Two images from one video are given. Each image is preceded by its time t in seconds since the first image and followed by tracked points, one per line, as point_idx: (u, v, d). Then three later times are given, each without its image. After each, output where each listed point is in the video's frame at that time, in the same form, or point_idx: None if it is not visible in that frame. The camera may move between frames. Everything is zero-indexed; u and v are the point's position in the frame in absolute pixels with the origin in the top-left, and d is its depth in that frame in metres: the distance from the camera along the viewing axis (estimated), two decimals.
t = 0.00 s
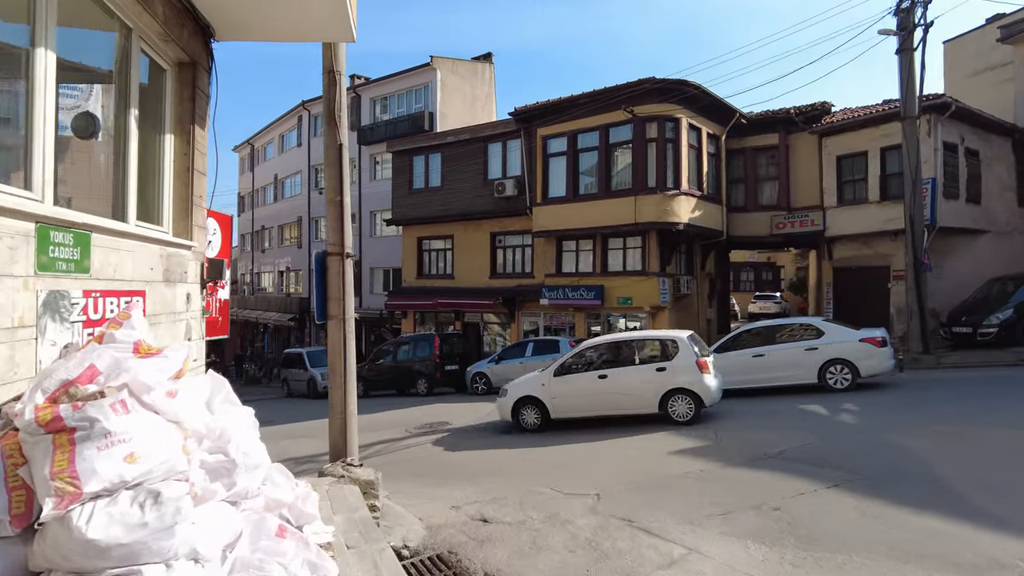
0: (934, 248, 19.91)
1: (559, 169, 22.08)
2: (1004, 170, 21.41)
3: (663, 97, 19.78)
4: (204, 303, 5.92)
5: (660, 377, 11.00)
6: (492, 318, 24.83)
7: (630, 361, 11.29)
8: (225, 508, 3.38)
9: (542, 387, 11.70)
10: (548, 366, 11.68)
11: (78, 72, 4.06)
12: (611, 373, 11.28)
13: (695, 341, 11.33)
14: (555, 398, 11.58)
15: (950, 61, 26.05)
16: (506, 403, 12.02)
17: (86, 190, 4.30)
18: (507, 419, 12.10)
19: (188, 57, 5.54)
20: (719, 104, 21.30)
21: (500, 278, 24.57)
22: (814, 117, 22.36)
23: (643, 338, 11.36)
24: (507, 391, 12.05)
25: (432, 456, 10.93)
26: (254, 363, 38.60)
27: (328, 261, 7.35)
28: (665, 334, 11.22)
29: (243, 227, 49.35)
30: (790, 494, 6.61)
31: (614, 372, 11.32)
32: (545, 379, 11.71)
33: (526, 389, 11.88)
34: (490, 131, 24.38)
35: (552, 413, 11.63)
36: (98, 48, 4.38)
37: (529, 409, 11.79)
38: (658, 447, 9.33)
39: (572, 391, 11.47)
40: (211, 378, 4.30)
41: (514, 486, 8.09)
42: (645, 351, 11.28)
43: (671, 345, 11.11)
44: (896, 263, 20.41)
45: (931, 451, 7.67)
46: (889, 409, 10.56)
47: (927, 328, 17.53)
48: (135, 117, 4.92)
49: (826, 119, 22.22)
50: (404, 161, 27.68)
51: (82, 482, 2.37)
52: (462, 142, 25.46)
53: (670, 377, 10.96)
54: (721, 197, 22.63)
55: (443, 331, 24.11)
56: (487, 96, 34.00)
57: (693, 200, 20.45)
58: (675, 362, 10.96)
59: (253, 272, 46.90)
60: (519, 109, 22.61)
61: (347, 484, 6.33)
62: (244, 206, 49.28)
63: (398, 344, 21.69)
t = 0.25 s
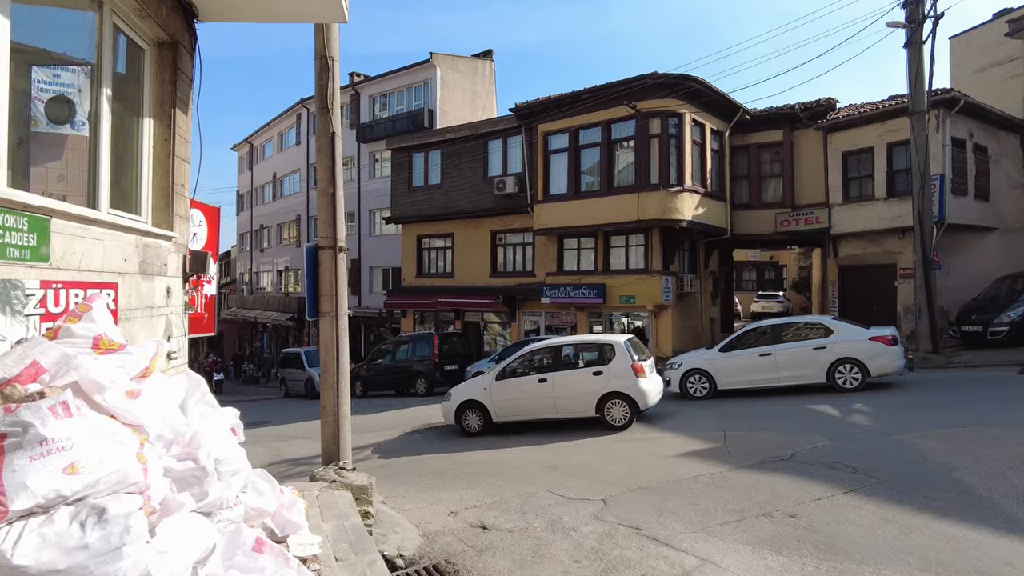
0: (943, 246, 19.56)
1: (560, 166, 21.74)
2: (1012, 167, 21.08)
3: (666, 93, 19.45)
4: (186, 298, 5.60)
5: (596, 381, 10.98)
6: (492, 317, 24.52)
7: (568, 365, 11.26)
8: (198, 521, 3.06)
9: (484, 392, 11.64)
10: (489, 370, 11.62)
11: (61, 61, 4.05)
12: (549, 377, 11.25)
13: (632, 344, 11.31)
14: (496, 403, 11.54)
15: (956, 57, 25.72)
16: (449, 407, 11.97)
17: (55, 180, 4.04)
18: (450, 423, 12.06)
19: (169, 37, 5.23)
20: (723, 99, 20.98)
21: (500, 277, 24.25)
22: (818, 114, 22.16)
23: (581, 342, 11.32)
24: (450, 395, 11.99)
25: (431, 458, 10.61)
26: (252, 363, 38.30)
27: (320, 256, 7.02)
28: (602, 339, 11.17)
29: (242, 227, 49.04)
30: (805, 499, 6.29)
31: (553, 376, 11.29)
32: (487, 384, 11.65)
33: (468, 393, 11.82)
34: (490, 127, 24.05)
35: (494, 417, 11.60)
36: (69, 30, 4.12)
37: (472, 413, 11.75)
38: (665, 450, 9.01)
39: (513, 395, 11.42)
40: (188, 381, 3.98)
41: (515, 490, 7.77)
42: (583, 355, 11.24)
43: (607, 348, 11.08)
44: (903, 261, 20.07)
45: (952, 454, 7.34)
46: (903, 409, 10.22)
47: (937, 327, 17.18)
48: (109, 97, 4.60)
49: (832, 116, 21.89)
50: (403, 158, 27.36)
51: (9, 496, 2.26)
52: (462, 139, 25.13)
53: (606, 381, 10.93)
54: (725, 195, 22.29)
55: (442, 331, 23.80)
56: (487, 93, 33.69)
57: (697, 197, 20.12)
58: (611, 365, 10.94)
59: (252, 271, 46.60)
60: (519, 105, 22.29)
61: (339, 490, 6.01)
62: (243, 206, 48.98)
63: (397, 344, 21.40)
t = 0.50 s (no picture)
0: (949, 245, 19.23)
1: (561, 163, 21.43)
2: (1019, 165, 20.76)
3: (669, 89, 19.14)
4: (165, 295, 5.44)
5: (534, 389, 10.89)
6: (491, 317, 24.22)
7: (507, 372, 11.18)
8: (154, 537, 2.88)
9: (426, 399, 11.53)
10: (431, 377, 11.52)
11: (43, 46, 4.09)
12: (489, 385, 11.15)
13: (572, 351, 11.22)
14: (437, 411, 11.42)
15: (961, 54, 25.41)
16: (393, 415, 11.85)
17: (22, 169, 3.98)
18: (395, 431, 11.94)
19: (145, 16, 4.98)
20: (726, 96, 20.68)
21: (500, 276, 23.92)
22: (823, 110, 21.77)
23: (521, 349, 11.24)
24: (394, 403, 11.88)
25: (428, 463, 10.26)
26: (249, 364, 37.96)
27: (309, 251, 6.70)
28: (543, 345, 11.09)
29: (240, 226, 48.69)
30: (820, 508, 5.97)
31: (493, 383, 11.18)
32: (429, 391, 11.53)
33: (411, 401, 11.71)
34: (489, 125, 23.72)
35: (436, 425, 11.48)
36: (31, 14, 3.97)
37: (415, 420, 11.61)
38: (669, 454, 8.68)
39: (454, 403, 11.32)
40: (155, 384, 3.71)
41: (514, 497, 7.44)
42: (522, 362, 11.16)
43: (545, 355, 11.00)
44: (909, 260, 19.75)
45: (970, 459, 7.02)
46: (914, 411, 9.90)
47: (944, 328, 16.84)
48: (77, 76, 4.37)
49: (836, 113, 21.56)
50: (401, 156, 27.03)
51: None
52: (461, 136, 24.79)
53: (545, 389, 10.84)
54: (727, 193, 21.98)
55: (441, 330, 23.49)
56: (486, 91, 33.37)
57: (699, 195, 19.80)
58: (549, 373, 10.85)
59: (250, 271, 46.26)
60: (519, 102, 21.95)
61: (327, 499, 5.69)
62: (241, 205, 48.65)
63: (395, 344, 21.11)
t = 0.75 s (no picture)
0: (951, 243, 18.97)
1: (557, 160, 21.13)
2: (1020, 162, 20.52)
3: (667, 85, 18.86)
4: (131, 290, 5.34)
5: (469, 395, 11.12)
6: (487, 317, 23.92)
7: (445, 377, 11.42)
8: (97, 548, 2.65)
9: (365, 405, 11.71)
10: (370, 384, 11.69)
11: None
12: (426, 391, 11.36)
13: (511, 357, 11.42)
14: (376, 416, 11.61)
15: (961, 51, 25.18)
16: (334, 421, 12.02)
17: None
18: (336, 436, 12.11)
19: None
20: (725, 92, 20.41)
21: (495, 275, 23.60)
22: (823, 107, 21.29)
23: (459, 355, 11.49)
24: (335, 408, 12.05)
25: (419, 467, 9.95)
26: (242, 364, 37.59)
27: (291, 245, 6.39)
28: (480, 352, 11.33)
29: (234, 225, 48.29)
30: (829, 515, 5.68)
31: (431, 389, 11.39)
32: (368, 398, 11.71)
33: (351, 407, 11.89)
34: (485, 122, 23.40)
35: (375, 430, 11.67)
36: None
37: (356, 426, 11.79)
38: (668, 457, 8.38)
39: (392, 409, 11.51)
40: (110, 385, 3.41)
41: (507, 503, 7.13)
42: (460, 368, 11.40)
43: (482, 361, 11.23)
44: (909, 259, 19.50)
45: (984, 463, 6.72)
46: (921, 412, 9.60)
47: (947, 327, 16.57)
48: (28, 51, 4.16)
49: (836, 109, 21.30)
50: (395, 154, 26.70)
51: None
52: (456, 133, 24.47)
53: (480, 394, 11.08)
54: (726, 191, 21.70)
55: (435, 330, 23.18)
56: (482, 88, 33.05)
57: (698, 192, 19.52)
58: (486, 378, 11.08)
59: (244, 271, 45.87)
60: (515, 98, 21.62)
61: (308, 506, 5.38)
62: (235, 204, 48.25)
63: (389, 344, 20.80)
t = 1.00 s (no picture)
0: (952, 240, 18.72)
1: (552, 157, 20.80)
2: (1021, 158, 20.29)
3: (663, 79, 18.55)
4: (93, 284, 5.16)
5: (407, 400, 11.22)
6: (482, 316, 23.61)
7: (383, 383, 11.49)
8: None
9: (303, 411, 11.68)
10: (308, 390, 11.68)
11: None
12: (364, 396, 11.40)
13: (448, 362, 11.59)
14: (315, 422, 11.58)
15: (960, 47, 24.95)
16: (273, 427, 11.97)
17: None
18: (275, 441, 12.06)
19: None
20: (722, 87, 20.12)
21: (490, 274, 23.26)
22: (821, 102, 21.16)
23: (396, 360, 11.59)
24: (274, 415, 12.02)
25: (410, 469, 9.62)
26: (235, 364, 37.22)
27: (270, 239, 6.06)
28: (416, 357, 11.46)
29: (227, 224, 47.88)
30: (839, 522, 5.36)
31: (368, 394, 11.46)
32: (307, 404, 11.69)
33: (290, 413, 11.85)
34: (480, 118, 23.06)
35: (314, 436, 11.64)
36: None
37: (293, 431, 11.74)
38: (667, 459, 8.07)
39: (329, 415, 11.49)
40: (51, 385, 3.12)
41: (499, 508, 6.81)
42: (396, 373, 11.50)
43: (419, 366, 11.36)
44: (910, 256, 19.26)
45: (998, 465, 6.42)
46: (927, 412, 9.32)
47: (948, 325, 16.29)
48: None
49: (835, 105, 21.02)
50: (389, 151, 26.35)
51: None
52: (450, 130, 24.13)
53: (417, 399, 11.19)
54: (724, 188, 21.43)
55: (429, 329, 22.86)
56: (477, 85, 32.75)
57: (696, 188, 19.21)
58: (422, 384, 11.21)
59: (237, 270, 45.49)
60: (510, 93, 21.28)
61: (284, 513, 5.06)
62: (228, 202, 47.83)
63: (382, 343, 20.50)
